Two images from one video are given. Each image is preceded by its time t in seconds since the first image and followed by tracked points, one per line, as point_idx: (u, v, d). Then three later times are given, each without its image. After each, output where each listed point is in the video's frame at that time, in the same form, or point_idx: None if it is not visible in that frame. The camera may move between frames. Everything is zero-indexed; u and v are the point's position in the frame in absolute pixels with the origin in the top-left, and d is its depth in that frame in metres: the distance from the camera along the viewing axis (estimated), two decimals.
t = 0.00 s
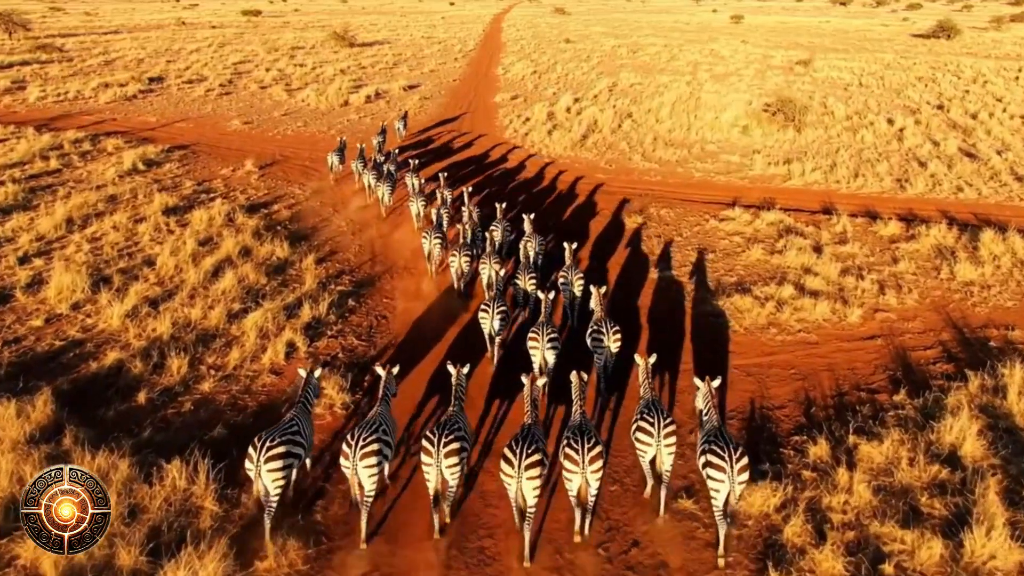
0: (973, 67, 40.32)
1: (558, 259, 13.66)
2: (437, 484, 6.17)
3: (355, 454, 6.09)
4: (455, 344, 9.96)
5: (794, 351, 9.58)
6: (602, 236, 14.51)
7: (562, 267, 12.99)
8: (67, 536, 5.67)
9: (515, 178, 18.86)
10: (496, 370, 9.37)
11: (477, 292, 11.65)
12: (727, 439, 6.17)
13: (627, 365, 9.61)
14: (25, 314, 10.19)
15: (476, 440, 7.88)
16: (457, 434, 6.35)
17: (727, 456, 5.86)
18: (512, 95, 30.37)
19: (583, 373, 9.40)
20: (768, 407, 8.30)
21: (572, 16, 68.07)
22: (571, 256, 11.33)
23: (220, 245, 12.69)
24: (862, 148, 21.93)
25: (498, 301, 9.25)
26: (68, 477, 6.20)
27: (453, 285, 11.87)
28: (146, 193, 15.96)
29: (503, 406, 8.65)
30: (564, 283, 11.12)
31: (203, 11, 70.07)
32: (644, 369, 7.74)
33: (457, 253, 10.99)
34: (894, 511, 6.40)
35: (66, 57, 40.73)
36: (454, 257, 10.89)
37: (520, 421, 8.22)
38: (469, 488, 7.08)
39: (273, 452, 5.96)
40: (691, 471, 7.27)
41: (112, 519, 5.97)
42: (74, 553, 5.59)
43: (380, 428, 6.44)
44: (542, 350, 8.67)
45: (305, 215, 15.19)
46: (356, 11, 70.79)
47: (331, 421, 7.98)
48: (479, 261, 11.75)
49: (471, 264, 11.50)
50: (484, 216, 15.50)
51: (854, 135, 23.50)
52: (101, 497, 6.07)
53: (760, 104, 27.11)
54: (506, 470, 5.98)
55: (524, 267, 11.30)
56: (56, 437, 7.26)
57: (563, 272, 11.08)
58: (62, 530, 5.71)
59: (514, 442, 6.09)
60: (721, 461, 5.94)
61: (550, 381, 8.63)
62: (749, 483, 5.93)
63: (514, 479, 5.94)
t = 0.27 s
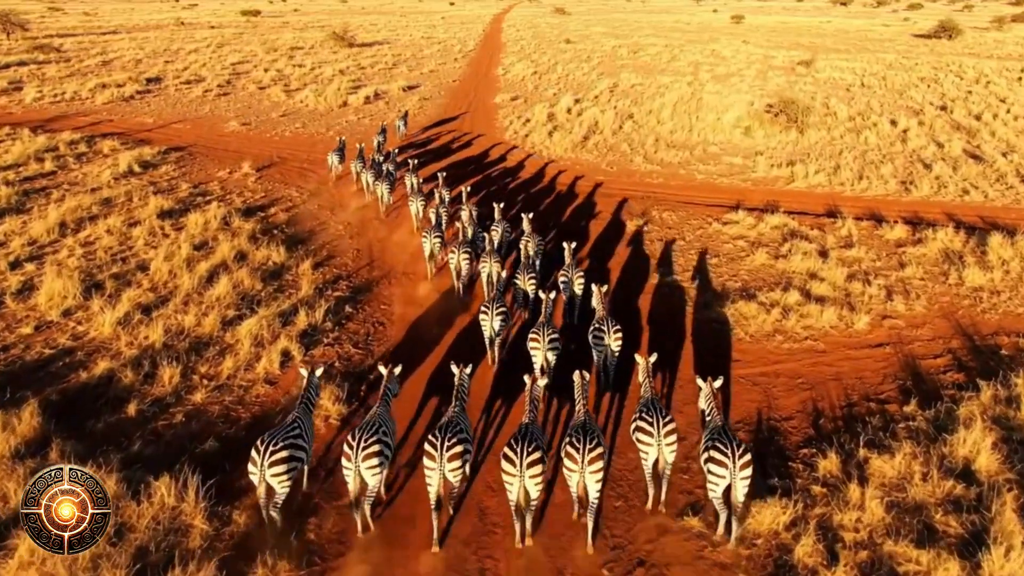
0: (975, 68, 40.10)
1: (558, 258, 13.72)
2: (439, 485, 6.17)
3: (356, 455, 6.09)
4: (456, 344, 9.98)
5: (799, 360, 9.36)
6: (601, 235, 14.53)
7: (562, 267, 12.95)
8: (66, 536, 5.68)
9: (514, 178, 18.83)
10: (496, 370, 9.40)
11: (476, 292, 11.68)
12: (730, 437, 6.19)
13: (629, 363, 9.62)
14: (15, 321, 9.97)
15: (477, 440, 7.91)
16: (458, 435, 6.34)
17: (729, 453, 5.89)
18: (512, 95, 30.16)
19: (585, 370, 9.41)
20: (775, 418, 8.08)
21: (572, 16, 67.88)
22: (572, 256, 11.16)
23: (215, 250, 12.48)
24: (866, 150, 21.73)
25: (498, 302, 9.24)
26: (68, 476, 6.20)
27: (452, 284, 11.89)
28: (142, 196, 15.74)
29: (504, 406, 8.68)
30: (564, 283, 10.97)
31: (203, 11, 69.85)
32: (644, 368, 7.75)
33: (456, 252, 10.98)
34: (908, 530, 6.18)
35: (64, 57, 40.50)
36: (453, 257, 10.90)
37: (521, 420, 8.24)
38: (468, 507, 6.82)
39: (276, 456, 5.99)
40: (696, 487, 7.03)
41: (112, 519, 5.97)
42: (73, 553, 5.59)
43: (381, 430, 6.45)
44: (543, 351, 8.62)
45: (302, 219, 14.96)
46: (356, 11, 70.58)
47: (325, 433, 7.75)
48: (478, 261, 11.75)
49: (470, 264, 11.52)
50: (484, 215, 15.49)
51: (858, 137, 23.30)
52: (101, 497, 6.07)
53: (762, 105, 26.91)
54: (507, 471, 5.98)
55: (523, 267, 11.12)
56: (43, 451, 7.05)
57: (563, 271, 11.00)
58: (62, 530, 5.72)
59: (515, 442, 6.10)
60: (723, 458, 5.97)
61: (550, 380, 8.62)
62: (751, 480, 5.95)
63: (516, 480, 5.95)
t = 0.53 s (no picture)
0: (977, 68, 39.84)
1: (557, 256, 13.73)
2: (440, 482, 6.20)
3: (357, 453, 6.14)
4: (456, 344, 10.01)
5: (807, 371, 9.11)
6: (600, 235, 14.51)
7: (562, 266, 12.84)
8: (66, 536, 5.67)
9: (513, 177, 18.74)
10: (497, 369, 9.44)
11: (475, 292, 11.71)
12: (732, 437, 6.16)
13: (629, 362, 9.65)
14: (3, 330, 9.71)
15: (479, 438, 7.94)
16: (459, 433, 6.38)
17: (729, 455, 5.87)
18: (512, 96, 29.91)
19: (585, 368, 9.41)
20: (784, 431, 7.82)
21: (572, 16, 67.65)
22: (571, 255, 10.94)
23: (209, 255, 12.24)
24: (870, 152, 21.48)
25: (498, 302, 9.24)
26: (68, 476, 6.28)
27: (451, 283, 11.91)
28: (136, 200, 15.47)
29: (505, 404, 8.71)
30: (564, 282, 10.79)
31: (202, 11, 69.57)
32: (645, 365, 7.79)
33: (455, 251, 11.00)
34: (925, 553, 5.92)
35: (61, 57, 40.24)
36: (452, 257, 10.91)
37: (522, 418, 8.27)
38: (467, 517, 6.65)
39: (279, 455, 6.03)
40: (703, 507, 6.74)
41: (112, 518, 6.01)
42: (74, 552, 5.58)
43: (382, 428, 6.49)
44: (544, 349, 8.53)
45: (299, 223, 14.70)
46: (355, 11, 70.31)
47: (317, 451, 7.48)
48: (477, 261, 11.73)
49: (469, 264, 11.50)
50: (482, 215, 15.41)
51: (861, 138, 23.05)
52: (101, 497, 6.16)
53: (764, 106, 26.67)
54: (508, 469, 6.03)
55: (523, 267, 10.86)
56: (26, 468, 6.79)
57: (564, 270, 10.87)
58: (62, 530, 5.73)
59: (516, 440, 6.15)
60: (724, 459, 5.94)
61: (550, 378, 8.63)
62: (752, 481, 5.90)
63: (517, 477, 6.00)
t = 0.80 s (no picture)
0: (980, 69, 39.60)
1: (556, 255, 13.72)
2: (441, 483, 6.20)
3: (357, 453, 6.16)
4: (456, 343, 10.01)
5: (813, 381, 8.88)
6: (600, 235, 14.46)
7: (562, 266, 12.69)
8: (67, 535, 5.77)
9: (512, 177, 18.60)
10: (497, 367, 9.42)
11: (474, 291, 11.71)
12: (732, 434, 6.30)
13: (630, 361, 9.64)
14: None
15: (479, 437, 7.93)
16: (460, 432, 6.39)
17: (730, 452, 6.01)
18: (512, 97, 29.69)
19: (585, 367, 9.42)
20: (792, 445, 7.60)
21: (572, 16, 67.44)
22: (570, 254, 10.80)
23: (204, 260, 12.02)
24: (874, 153, 21.27)
25: (499, 301, 9.17)
26: (68, 477, 6.37)
27: (451, 282, 11.90)
28: (130, 203, 15.25)
29: (506, 403, 8.65)
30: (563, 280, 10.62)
31: (201, 11, 69.34)
32: (645, 365, 7.80)
33: (453, 250, 11.07)
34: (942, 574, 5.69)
35: (58, 58, 40.02)
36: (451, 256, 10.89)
37: (523, 417, 8.26)
38: (468, 514, 6.72)
39: (278, 455, 6.03)
40: (710, 526, 6.50)
41: (111, 519, 6.09)
42: (75, 552, 5.68)
43: (382, 426, 6.50)
44: (544, 349, 8.41)
45: (296, 227, 14.46)
46: (355, 11, 70.09)
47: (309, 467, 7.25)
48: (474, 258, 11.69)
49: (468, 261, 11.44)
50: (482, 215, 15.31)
51: (865, 139, 22.83)
52: (101, 498, 6.26)
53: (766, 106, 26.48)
54: (508, 468, 6.05)
55: (522, 267, 10.65)
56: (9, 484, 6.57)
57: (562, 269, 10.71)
58: (62, 529, 5.82)
59: (517, 440, 6.16)
60: (725, 456, 6.09)
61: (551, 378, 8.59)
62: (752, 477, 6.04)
63: (518, 477, 6.01)
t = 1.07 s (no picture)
0: (983, 69, 39.33)
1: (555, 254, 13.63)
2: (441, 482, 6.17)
3: (356, 455, 6.13)
4: (456, 343, 9.97)
5: (822, 394, 8.60)
6: (599, 236, 14.34)
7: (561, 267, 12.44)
8: (66, 536, 5.80)
9: (511, 176, 18.38)
10: (498, 365, 9.36)
11: (472, 290, 11.63)
12: (735, 434, 6.22)
13: (629, 360, 9.60)
14: None
15: (480, 437, 7.89)
16: (460, 432, 6.36)
17: (734, 451, 5.93)
18: (512, 98, 29.44)
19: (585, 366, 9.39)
20: (801, 461, 7.33)
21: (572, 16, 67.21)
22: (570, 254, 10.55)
23: (197, 266, 11.75)
24: (878, 155, 21.02)
25: (499, 300, 9.00)
26: (67, 477, 6.39)
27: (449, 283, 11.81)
28: (124, 206, 14.98)
29: (507, 402, 8.60)
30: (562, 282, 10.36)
31: (200, 11, 69.06)
32: (644, 365, 7.78)
33: (452, 251, 10.91)
34: None
35: (55, 58, 39.74)
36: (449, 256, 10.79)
37: (524, 416, 8.21)
38: (468, 513, 6.73)
39: (278, 457, 6.01)
40: (718, 548, 6.23)
41: (111, 519, 6.15)
42: (75, 553, 5.72)
43: (381, 427, 6.48)
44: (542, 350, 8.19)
45: (292, 231, 14.20)
46: (354, 12, 69.80)
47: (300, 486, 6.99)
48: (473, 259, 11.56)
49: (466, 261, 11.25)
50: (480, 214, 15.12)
51: (868, 141, 22.58)
52: (100, 498, 6.30)
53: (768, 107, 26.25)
54: (508, 469, 6.03)
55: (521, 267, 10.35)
56: None
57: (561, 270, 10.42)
58: (62, 530, 5.85)
59: (516, 441, 6.14)
60: (728, 456, 6.01)
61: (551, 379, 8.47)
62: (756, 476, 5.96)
63: (518, 478, 5.98)
